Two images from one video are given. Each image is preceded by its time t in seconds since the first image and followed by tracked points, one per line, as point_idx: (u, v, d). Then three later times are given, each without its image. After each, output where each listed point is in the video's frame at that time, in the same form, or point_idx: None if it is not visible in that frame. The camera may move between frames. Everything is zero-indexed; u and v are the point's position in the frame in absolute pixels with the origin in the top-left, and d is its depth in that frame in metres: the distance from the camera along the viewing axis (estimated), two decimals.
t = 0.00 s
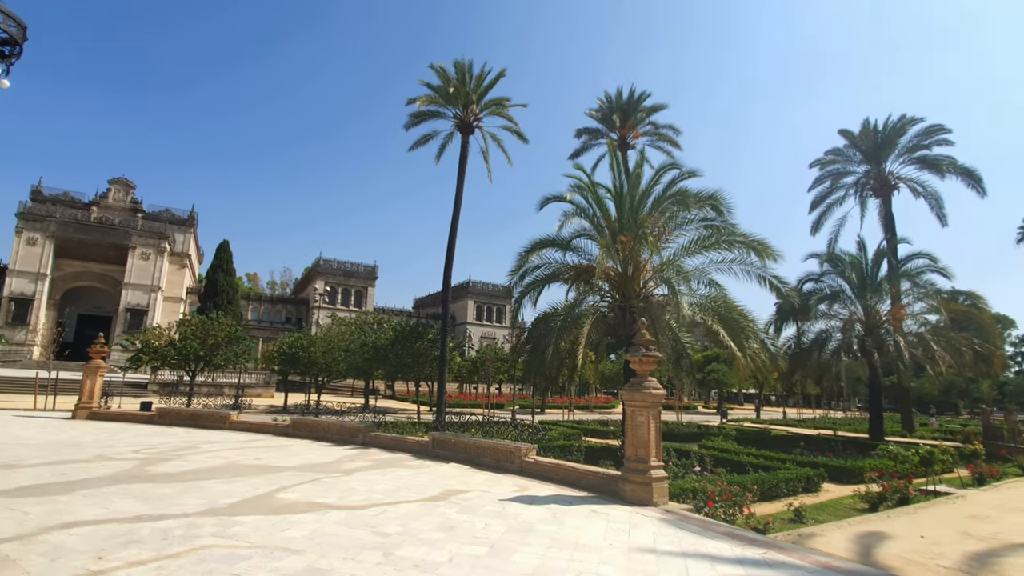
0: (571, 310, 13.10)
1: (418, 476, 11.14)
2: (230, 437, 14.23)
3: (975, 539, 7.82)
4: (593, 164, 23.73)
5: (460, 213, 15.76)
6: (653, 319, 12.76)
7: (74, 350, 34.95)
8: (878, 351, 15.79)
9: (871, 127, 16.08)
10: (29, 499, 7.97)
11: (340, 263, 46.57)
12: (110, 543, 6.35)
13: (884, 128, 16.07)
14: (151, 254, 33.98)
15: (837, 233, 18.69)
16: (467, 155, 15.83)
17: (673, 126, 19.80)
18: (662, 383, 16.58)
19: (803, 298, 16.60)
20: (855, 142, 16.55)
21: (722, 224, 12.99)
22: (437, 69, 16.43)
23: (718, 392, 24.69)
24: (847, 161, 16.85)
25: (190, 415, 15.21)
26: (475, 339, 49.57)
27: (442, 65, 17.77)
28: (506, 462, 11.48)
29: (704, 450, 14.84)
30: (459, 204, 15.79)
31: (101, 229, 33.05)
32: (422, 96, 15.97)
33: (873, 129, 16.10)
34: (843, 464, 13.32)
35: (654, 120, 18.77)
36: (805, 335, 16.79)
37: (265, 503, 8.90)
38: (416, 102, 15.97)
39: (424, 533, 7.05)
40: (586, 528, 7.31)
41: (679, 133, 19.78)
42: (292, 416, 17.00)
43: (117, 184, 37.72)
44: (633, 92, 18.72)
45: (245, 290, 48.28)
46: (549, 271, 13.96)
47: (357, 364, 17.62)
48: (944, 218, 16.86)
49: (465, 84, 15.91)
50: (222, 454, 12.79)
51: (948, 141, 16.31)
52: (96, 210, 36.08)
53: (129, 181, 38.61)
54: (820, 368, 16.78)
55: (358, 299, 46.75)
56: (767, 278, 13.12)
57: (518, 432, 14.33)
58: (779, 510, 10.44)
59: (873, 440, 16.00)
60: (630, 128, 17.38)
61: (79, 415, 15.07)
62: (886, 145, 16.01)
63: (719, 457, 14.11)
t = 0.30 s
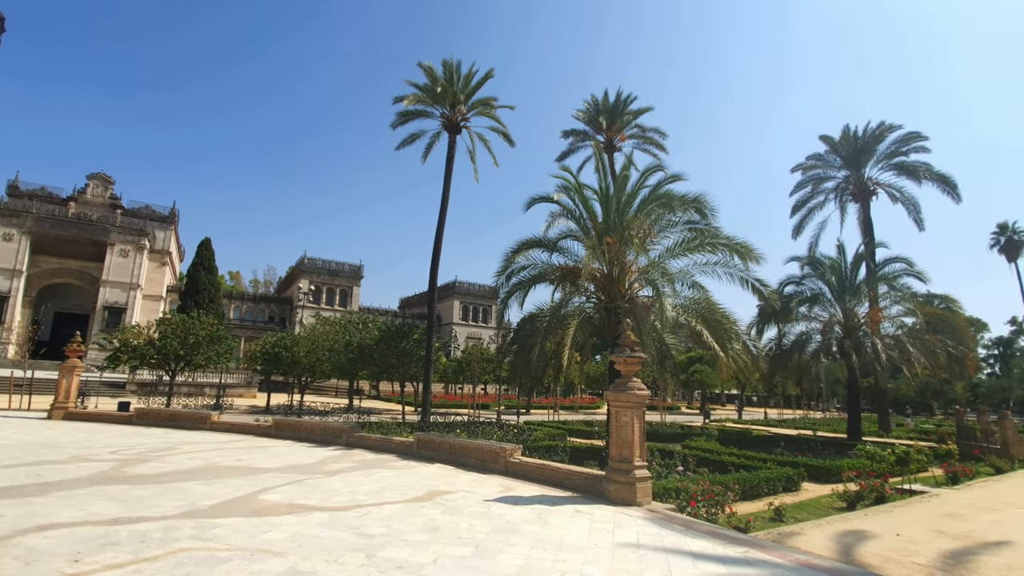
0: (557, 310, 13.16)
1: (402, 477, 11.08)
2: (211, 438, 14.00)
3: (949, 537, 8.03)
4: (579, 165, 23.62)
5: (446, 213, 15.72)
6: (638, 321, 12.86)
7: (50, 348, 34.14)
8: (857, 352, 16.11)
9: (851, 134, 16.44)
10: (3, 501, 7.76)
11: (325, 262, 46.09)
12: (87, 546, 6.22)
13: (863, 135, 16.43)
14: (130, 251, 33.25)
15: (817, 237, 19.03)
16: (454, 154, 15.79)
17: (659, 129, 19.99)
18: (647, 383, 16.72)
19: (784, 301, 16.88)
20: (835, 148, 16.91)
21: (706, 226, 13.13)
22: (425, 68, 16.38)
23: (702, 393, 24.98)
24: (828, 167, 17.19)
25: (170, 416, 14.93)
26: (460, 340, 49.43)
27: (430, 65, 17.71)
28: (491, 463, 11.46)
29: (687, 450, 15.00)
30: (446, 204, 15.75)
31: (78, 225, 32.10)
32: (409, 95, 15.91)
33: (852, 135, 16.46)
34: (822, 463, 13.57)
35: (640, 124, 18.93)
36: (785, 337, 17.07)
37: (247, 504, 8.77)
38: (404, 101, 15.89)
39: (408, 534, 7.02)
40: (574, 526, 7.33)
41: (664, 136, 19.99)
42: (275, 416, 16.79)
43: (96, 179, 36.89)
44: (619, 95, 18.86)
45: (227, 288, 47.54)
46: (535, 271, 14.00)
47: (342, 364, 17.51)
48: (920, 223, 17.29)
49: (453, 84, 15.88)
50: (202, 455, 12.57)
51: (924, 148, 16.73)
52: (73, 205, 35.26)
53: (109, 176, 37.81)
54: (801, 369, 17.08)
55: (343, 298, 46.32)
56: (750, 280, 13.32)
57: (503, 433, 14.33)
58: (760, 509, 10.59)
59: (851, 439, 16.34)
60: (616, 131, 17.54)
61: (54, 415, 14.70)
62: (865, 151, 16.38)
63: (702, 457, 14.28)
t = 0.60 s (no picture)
0: (537, 310, 13.19)
1: (379, 478, 10.94)
2: (181, 440, 13.60)
3: (912, 529, 8.33)
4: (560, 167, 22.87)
5: (425, 212, 15.60)
6: (616, 321, 12.98)
7: (11, 348, 32.85)
8: (826, 352, 16.58)
9: (822, 139, 16.91)
10: None
11: (300, 261, 45.24)
12: (49, 553, 5.97)
13: (833, 140, 16.94)
14: (97, 248, 32.03)
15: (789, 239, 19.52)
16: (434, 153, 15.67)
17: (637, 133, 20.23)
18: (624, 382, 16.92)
19: (757, 302, 17.27)
20: (807, 153, 17.36)
21: (682, 228, 13.33)
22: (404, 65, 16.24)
23: (678, 392, 25.39)
24: (799, 171, 17.66)
25: (138, 418, 14.46)
26: (439, 339, 49.10)
27: (409, 62, 17.54)
28: (470, 463, 11.41)
29: (664, 448, 15.23)
30: (425, 203, 15.64)
31: (41, 220, 31.40)
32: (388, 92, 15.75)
33: (823, 140, 16.94)
34: (793, 460, 13.92)
35: (618, 126, 19.12)
36: (758, 337, 17.46)
37: (219, 508, 8.54)
38: (383, 98, 15.71)
39: (385, 536, 6.92)
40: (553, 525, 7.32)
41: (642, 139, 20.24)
42: (248, 417, 16.42)
43: (61, 173, 35.53)
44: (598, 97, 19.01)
45: (199, 287, 46.31)
46: (515, 271, 14.00)
47: (318, 364, 17.49)
48: (886, 226, 17.87)
49: (433, 82, 15.79)
50: (172, 459, 12.21)
51: (891, 154, 17.30)
52: (36, 200, 33.94)
53: (74, 170, 36.48)
54: (773, 368, 17.50)
55: (320, 298, 45.56)
56: (725, 281, 13.58)
57: (482, 432, 14.29)
58: (733, 505, 10.78)
59: (820, 436, 16.82)
60: (596, 132, 17.69)
61: (15, 418, 14.09)
62: (834, 156, 16.88)
63: (678, 455, 14.50)
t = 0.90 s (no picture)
0: (523, 310, 13.20)
1: (364, 480, 10.84)
2: (161, 444, 13.34)
3: (889, 522, 8.52)
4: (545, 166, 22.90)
5: (410, 212, 15.51)
6: (601, 321, 13.03)
7: None
8: (805, 350, 16.88)
9: (801, 142, 17.24)
10: None
11: (283, 261, 44.62)
12: (23, 561, 5.79)
13: (812, 142, 17.27)
14: (71, 248, 31.21)
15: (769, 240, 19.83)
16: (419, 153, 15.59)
17: (621, 134, 20.40)
18: (609, 382, 17.00)
19: (738, 301, 17.51)
20: (787, 155, 17.67)
21: (666, 228, 13.45)
22: (389, 63, 16.11)
23: (662, 390, 25.66)
24: (779, 173, 17.97)
25: (115, 421, 14.14)
26: (424, 340, 48.85)
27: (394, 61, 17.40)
28: (456, 463, 11.35)
29: (648, 446, 15.35)
30: (410, 202, 15.52)
31: (15, 219, 30.48)
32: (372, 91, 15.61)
33: (802, 142, 17.27)
34: (774, 457, 14.10)
35: (602, 126, 19.24)
36: (740, 335, 17.69)
37: (200, 512, 8.38)
38: (367, 97, 15.57)
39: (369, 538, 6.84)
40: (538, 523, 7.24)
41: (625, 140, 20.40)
42: (230, 420, 16.15)
43: (35, 171, 34.59)
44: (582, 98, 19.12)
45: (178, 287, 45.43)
46: (500, 271, 13.98)
47: (302, 365, 17.37)
48: (864, 227, 18.24)
49: (418, 82, 15.70)
50: (151, 463, 11.95)
51: (867, 157, 17.71)
52: (8, 198, 32.98)
53: (48, 167, 35.53)
54: (754, 367, 17.76)
55: (303, 298, 45.01)
56: (707, 281, 13.74)
57: (467, 433, 14.24)
58: (716, 502, 10.89)
59: (800, 433, 17.13)
60: (580, 133, 17.77)
61: None
62: (813, 158, 17.21)
63: (662, 453, 14.62)
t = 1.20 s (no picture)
0: (509, 310, 13.18)
1: (348, 481, 10.69)
2: (140, 447, 13.06)
3: (868, 517, 8.64)
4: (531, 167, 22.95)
5: (396, 213, 15.40)
6: (587, 321, 13.07)
7: None
8: (786, 349, 17.18)
9: (783, 145, 17.55)
10: None
11: (266, 260, 44.00)
12: None
13: (793, 145, 17.58)
14: (47, 247, 30.44)
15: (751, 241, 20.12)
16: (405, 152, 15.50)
17: (606, 135, 20.53)
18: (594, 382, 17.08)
19: (721, 301, 17.74)
20: (769, 157, 17.96)
21: (651, 230, 13.55)
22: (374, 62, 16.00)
23: (646, 390, 25.92)
24: (761, 175, 18.26)
25: (93, 424, 13.84)
26: (409, 340, 48.55)
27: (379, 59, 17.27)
28: (443, 464, 11.03)
29: (633, 445, 15.47)
30: (396, 202, 15.44)
31: None
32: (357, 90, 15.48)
33: (783, 145, 17.58)
34: (755, 454, 14.28)
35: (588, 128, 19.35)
36: (723, 335, 17.92)
37: (181, 515, 8.20)
38: (352, 95, 15.43)
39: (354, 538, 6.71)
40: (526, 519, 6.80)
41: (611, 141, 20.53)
42: (211, 422, 15.91)
43: (9, 167, 33.66)
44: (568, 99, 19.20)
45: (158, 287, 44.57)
46: (486, 271, 13.96)
47: (285, 366, 17.26)
48: (843, 229, 18.63)
49: (404, 81, 15.62)
50: (130, 466, 11.70)
51: (845, 160, 18.08)
52: None
53: (23, 164, 34.63)
54: (736, 366, 18.00)
55: (286, 298, 44.46)
56: (691, 282, 13.90)
57: (453, 433, 14.17)
58: (700, 500, 10.95)
59: (781, 431, 17.40)
60: (566, 134, 17.85)
61: None
62: (794, 160, 17.53)
63: (646, 452, 14.73)
